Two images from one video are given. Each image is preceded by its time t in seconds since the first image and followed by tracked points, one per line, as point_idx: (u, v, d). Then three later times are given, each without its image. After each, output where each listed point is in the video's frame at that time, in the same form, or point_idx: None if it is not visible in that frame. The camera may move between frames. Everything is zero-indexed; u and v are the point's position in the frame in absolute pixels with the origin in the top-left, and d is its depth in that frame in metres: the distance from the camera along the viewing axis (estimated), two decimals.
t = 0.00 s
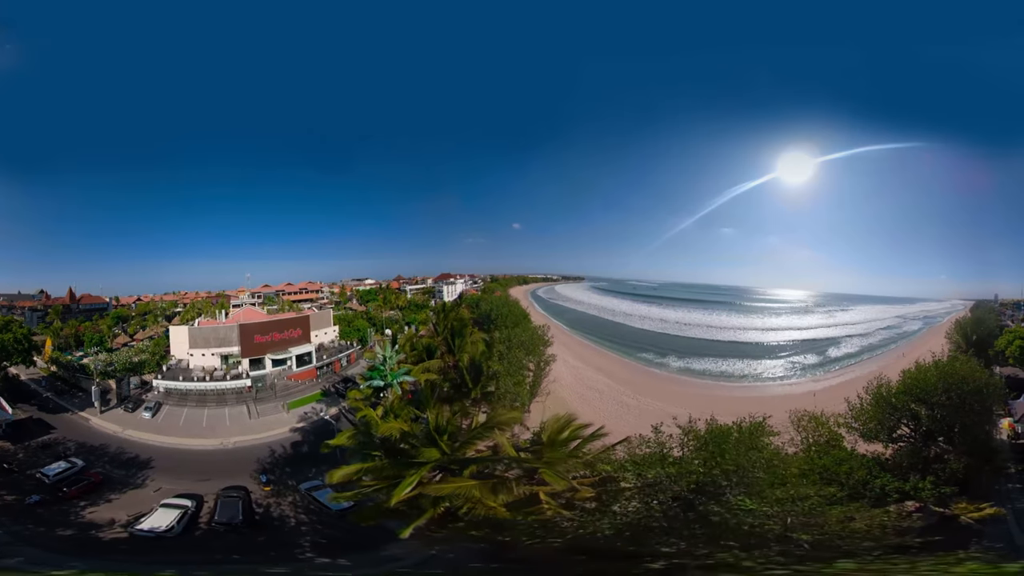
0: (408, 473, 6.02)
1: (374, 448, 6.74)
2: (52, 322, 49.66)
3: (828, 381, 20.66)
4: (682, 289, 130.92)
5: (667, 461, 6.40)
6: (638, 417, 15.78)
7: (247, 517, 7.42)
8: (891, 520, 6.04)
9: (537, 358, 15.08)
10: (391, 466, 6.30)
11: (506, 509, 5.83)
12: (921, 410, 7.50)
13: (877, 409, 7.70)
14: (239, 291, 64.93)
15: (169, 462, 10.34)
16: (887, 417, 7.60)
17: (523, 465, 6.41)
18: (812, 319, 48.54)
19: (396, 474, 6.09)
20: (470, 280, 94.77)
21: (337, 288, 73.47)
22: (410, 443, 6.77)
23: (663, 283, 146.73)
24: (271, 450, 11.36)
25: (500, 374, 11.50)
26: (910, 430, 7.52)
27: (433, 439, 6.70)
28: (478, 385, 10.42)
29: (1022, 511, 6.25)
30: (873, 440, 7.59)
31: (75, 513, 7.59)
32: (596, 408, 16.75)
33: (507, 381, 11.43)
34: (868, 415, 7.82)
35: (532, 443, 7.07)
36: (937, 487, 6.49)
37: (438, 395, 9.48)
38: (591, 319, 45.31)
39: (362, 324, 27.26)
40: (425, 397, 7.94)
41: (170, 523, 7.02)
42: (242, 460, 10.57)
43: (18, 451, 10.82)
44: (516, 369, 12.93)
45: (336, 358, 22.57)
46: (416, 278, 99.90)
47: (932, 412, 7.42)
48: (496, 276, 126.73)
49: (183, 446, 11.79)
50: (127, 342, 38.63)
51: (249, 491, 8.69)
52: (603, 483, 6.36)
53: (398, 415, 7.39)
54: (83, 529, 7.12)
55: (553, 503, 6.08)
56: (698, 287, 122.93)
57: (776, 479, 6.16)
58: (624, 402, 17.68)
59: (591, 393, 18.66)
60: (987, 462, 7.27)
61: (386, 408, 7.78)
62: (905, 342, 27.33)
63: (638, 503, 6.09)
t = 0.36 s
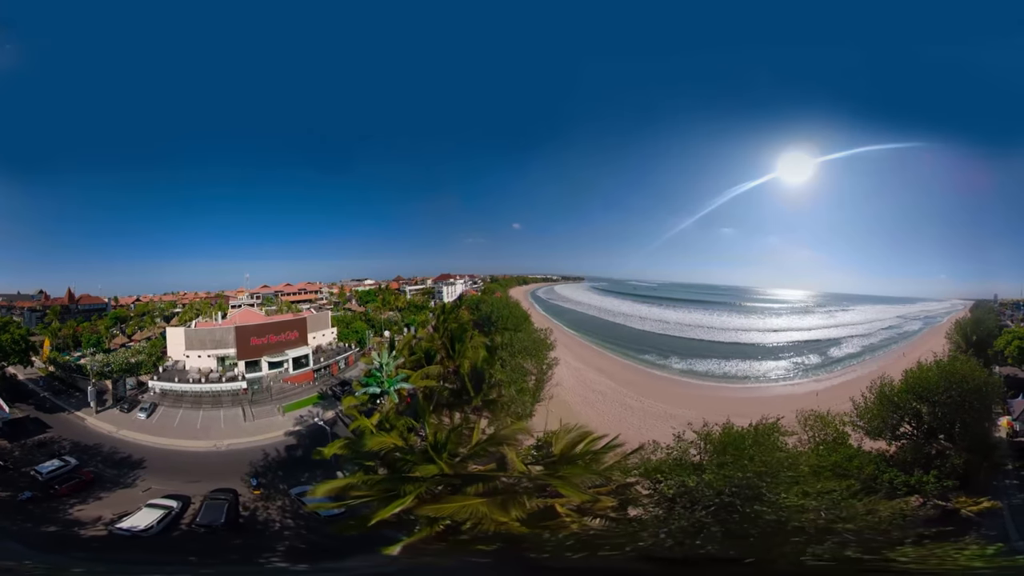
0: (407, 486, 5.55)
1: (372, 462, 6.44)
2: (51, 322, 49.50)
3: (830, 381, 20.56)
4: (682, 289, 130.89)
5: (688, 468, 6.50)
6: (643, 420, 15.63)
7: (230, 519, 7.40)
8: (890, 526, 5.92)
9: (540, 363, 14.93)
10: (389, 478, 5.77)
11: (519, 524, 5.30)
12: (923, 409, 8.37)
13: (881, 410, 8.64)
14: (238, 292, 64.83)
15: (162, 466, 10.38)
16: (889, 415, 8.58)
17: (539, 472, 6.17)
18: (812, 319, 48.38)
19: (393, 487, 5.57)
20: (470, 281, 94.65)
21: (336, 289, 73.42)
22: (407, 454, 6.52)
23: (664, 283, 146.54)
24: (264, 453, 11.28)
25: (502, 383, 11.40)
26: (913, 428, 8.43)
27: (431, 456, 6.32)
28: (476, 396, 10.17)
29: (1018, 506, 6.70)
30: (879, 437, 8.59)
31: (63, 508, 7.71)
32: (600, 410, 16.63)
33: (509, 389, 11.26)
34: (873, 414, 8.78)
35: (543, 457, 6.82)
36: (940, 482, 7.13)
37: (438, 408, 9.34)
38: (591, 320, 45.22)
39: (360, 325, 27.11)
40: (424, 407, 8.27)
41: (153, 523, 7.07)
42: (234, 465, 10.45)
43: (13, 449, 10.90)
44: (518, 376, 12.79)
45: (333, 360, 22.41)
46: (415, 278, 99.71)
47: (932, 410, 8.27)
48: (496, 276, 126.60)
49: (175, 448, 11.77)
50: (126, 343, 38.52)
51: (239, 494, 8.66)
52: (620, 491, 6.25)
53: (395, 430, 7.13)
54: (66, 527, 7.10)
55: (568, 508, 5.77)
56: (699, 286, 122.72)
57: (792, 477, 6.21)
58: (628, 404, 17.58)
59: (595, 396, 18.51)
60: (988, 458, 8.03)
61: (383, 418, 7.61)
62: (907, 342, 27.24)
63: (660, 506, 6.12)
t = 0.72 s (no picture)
0: (398, 502, 5.16)
1: (357, 476, 6.05)
2: (49, 323, 49.39)
3: (832, 381, 20.43)
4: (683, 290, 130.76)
5: (705, 481, 6.42)
6: (646, 422, 15.51)
7: (212, 521, 7.40)
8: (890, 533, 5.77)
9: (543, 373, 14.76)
10: (380, 492, 5.39)
11: (545, 538, 5.08)
12: (923, 406, 8.28)
13: (882, 408, 8.48)
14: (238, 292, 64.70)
15: (154, 468, 10.35)
16: (892, 413, 8.42)
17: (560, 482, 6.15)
18: (812, 320, 48.29)
19: (384, 499, 5.23)
20: (470, 281, 94.54)
21: (336, 290, 73.30)
22: (402, 464, 6.26)
23: (664, 283, 146.30)
24: (258, 456, 11.15)
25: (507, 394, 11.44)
26: (914, 426, 8.32)
27: (428, 471, 6.00)
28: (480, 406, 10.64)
29: (1013, 501, 6.97)
30: (880, 434, 8.46)
31: (52, 507, 7.81)
32: (604, 412, 16.51)
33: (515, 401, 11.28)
34: (875, 412, 8.63)
35: (557, 470, 6.70)
36: (942, 477, 7.35)
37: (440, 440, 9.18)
38: (592, 321, 45.10)
39: (359, 327, 26.94)
40: (422, 424, 8.34)
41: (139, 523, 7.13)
42: (227, 468, 10.38)
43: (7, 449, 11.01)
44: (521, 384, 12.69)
45: (331, 363, 22.23)
46: (415, 278, 99.71)
47: (932, 408, 8.20)
48: (496, 277, 126.50)
49: (168, 451, 11.72)
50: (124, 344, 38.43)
51: (228, 496, 8.64)
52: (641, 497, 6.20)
53: (390, 444, 6.85)
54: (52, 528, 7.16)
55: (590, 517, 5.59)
56: (699, 286, 122.53)
57: (803, 479, 6.27)
58: (632, 405, 17.53)
59: (598, 398, 18.37)
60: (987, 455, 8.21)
61: (377, 432, 7.26)
62: (907, 342, 27.13)
63: (667, 513, 6.06)
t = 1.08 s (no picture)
0: (397, 517, 5.03)
1: (347, 491, 5.88)
2: (46, 323, 49.04)
3: (833, 381, 20.35)
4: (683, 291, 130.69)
5: (712, 487, 6.51)
6: (651, 425, 15.43)
7: (192, 524, 7.33)
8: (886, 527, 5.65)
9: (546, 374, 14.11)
10: (377, 502, 5.34)
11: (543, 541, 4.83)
12: (925, 407, 8.47)
13: (884, 406, 8.67)
14: (237, 294, 64.47)
15: (146, 468, 10.39)
16: (894, 412, 8.60)
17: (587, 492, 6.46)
18: (812, 320, 48.15)
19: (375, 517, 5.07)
20: (470, 282, 94.61)
21: (336, 292, 73.13)
22: (395, 475, 6.20)
23: (664, 283, 146.08)
24: (250, 461, 11.10)
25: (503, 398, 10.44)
26: (917, 425, 8.50)
27: (419, 483, 5.95)
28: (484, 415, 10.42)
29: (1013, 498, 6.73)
30: (883, 434, 8.63)
31: (41, 504, 7.89)
32: (609, 418, 16.35)
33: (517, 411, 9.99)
34: (878, 412, 8.81)
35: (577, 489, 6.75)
36: (943, 472, 7.55)
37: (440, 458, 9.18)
38: (592, 323, 45.03)
39: (357, 330, 26.79)
40: (419, 438, 8.42)
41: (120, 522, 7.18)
42: (218, 471, 10.35)
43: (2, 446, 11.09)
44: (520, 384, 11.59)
45: (328, 367, 22.06)
46: (415, 280, 99.48)
47: (933, 408, 8.38)
48: (496, 278, 126.38)
49: (161, 451, 11.76)
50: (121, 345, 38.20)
51: (214, 500, 8.71)
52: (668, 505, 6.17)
53: (385, 455, 6.80)
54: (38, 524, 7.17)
55: (625, 527, 5.44)
56: (700, 287, 122.22)
57: (797, 480, 6.16)
58: (635, 408, 17.47)
59: (601, 402, 18.27)
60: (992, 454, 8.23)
61: (371, 444, 7.16)
62: (907, 342, 27.06)
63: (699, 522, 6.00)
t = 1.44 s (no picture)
0: (396, 517, 4.05)
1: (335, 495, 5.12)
2: (44, 324, 48.86)
3: (835, 381, 20.34)
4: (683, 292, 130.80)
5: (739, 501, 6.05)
6: (657, 428, 15.32)
7: (174, 525, 7.43)
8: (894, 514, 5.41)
9: (551, 385, 13.64)
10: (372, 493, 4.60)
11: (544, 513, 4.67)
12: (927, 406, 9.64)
13: (890, 407, 9.95)
14: (237, 295, 64.43)
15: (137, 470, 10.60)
16: (897, 412, 9.87)
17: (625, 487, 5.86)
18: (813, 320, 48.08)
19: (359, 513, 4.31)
20: (470, 283, 94.49)
21: (336, 292, 73.04)
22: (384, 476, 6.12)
23: (664, 283, 146.23)
24: (243, 463, 11.10)
25: (509, 404, 9.96)
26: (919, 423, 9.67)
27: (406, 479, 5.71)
28: (481, 416, 9.84)
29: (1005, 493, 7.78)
30: (888, 431, 9.87)
31: (33, 500, 8.27)
32: (614, 421, 16.17)
33: (515, 415, 9.72)
34: (883, 411, 10.10)
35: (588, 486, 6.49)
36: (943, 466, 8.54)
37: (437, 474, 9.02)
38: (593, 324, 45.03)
39: (356, 333, 26.68)
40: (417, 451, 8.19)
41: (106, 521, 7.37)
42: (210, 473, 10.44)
43: None
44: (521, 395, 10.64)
45: (326, 370, 21.90)
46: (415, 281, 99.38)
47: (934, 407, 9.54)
48: (496, 278, 126.31)
49: (155, 453, 11.98)
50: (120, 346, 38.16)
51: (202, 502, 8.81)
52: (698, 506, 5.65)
53: (379, 467, 6.63)
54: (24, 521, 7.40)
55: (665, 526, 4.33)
56: (700, 286, 122.15)
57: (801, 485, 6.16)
58: (640, 411, 17.40)
59: (605, 405, 18.17)
60: (986, 452, 9.66)
61: (365, 453, 7.10)
62: (908, 342, 27.11)
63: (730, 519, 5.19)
